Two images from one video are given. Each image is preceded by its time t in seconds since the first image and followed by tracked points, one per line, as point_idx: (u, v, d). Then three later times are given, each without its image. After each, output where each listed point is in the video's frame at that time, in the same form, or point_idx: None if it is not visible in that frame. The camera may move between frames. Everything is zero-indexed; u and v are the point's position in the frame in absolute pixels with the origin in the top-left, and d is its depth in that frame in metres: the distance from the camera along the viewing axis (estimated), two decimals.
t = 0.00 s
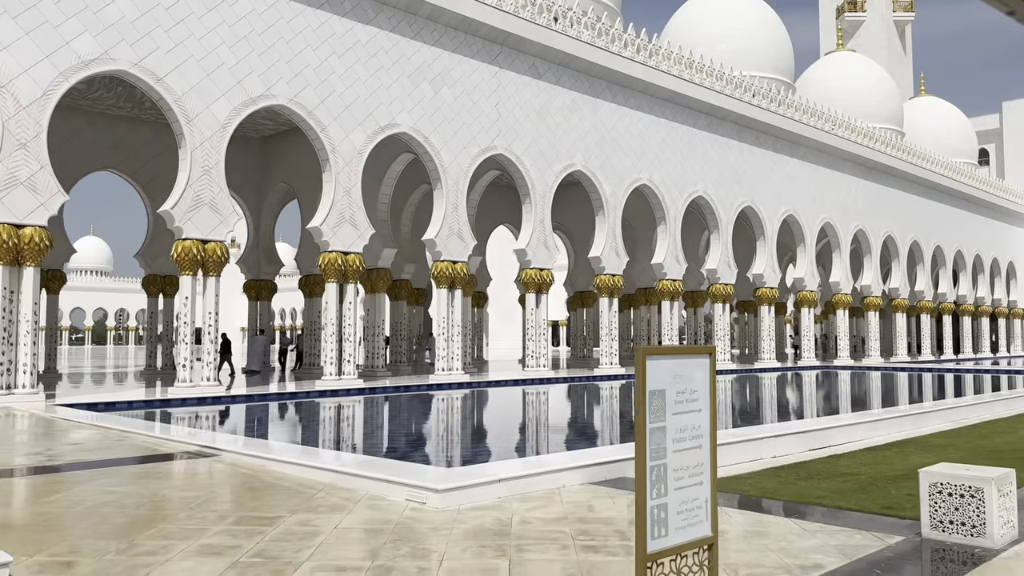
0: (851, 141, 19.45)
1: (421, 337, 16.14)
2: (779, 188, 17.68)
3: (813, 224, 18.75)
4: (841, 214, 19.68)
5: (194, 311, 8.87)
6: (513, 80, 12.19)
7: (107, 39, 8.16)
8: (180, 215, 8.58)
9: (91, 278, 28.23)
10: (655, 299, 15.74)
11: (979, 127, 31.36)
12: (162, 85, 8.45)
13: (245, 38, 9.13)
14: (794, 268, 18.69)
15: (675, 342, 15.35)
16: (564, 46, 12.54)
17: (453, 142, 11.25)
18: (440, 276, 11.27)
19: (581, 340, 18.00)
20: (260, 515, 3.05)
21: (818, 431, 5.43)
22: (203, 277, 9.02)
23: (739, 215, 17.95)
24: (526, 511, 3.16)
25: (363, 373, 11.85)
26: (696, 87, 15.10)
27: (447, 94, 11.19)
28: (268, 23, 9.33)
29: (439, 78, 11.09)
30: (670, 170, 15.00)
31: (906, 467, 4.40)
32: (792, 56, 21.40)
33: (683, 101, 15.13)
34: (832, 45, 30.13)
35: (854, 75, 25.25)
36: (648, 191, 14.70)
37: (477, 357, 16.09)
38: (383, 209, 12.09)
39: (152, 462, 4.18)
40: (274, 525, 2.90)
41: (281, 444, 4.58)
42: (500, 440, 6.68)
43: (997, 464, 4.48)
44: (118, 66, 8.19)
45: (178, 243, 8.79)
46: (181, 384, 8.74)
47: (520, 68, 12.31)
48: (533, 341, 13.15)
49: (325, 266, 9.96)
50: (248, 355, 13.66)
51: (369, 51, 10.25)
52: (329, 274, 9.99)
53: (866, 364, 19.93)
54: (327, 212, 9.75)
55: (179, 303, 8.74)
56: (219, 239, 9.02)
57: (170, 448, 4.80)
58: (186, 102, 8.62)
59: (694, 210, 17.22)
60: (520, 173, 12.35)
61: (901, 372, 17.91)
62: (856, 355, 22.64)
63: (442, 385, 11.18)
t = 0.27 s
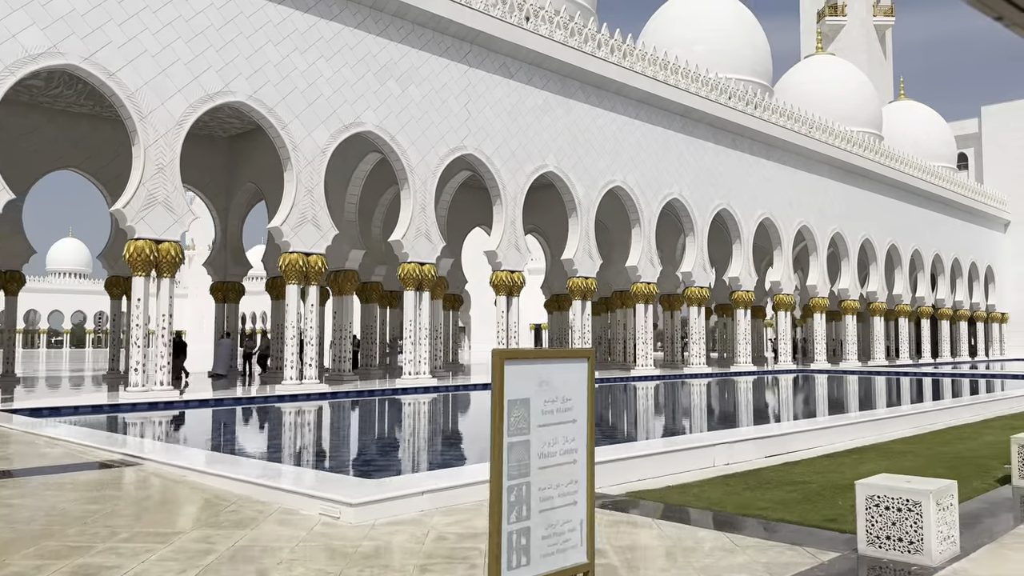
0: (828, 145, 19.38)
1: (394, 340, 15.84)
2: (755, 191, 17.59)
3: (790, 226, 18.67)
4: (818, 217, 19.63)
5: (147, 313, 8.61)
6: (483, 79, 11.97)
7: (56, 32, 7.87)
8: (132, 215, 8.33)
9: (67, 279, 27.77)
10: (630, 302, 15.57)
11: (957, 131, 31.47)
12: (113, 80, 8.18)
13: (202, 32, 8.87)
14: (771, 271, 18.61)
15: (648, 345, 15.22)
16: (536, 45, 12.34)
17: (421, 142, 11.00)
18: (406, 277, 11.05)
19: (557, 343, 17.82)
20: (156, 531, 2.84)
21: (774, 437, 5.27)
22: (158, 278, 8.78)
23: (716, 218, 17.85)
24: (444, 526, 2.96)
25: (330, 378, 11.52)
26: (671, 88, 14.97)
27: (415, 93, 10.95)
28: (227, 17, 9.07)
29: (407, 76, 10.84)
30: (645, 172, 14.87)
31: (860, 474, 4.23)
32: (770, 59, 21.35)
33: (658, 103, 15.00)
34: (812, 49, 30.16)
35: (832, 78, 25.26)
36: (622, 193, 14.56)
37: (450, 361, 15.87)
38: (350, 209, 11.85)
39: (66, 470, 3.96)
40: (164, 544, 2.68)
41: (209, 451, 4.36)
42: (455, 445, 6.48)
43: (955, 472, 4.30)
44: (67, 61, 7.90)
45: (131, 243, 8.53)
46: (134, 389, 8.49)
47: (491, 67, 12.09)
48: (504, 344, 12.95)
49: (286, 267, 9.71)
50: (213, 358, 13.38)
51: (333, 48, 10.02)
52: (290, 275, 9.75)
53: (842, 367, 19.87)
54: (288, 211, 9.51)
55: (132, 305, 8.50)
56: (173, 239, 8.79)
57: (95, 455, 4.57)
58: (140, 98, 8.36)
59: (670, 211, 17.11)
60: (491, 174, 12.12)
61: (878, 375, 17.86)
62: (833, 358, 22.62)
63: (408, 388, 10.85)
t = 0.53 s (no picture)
0: (807, 148, 19.30)
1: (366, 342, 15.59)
2: (733, 193, 17.49)
3: (769, 229, 18.57)
4: (797, 220, 19.55)
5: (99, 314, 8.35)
6: (455, 78, 11.75)
7: (4, 24, 7.62)
8: (85, 213, 8.09)
9: (46, 280, 27.37)
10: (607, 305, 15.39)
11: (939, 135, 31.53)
12: (65, 74, 7.93)
13: (160, 26, 8.63)
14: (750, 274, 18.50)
15: (624, 349, 15.05)
16: (509, 43, 12.14)
17: (389, 141, 10.76)
18: (374, 279, 10.83)
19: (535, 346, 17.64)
20: (41, 549, 2.63)
21: (730, 443, 5.12)
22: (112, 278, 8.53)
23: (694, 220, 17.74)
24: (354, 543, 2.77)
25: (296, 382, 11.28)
26: (648, 89, 14.84)
27: (383, 90, 10.73)
28: (187, 11, 8.84)
29: (375, 74, 10.63)
30: (622, 174, 14.73)
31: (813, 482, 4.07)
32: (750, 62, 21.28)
33: (635, 104, 14.86)
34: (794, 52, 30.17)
35: (814, 81, 25.24)
36: (597, 194, 14.40)
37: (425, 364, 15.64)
38: (319, 209, 11.62)
39: None
40: (44, 563, 2.48)
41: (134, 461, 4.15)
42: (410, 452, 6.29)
43: (914, 481, 4.13)
44: (15, 54, 7.65)
45: (83, 241, 8.27)
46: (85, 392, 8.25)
47: (463, 65, 11.88)
48: (476, 347, 12.75)
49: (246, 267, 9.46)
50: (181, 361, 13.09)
51: (298, 44, 9.81)
52: (251, 276, 9.51)
53: (821, 371, 19.78)
54: (250, 211, 9.28)
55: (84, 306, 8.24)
56: (128, 239, 8.54)
57: (17, 463, 4.36)
58: (93, 93, 8.12)
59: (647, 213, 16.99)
60: (463, 174, 11.90)
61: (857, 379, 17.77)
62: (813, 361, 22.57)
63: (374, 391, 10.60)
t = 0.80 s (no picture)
0: (789, 150, 19.20)
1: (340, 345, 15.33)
2: (714, 195, 17.38)
3: (749, 232, 18.46)
4: (779, 222, 19.46)
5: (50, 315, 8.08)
6: (428, 75, 11.55)
7: None
8: (36, 210, 7.86)
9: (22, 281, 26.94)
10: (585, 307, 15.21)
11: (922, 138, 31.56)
12: (17, 66, 7.68)
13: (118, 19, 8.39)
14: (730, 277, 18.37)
15: (602, 351, 14.88)
16: (484, 41, 11.95)
17: (359, 138, 10.56)
18: (342, 279, 10.61)
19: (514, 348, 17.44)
20: None
21: (685, 449, 4.95)
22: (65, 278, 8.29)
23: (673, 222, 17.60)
24: (253, 561, 2.58)
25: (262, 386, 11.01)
26: (627, 89, 14.69)
27: (352, 87, 10.52)
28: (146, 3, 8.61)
29: (344, 70, 10.43)
30: (599, 174, 14.57)
31: (765, 490, 3.90)
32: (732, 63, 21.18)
33: (613, 104, 14.71)
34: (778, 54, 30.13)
35: (797, 83, 25.17)
36: (574, 195, 14.25)
37: (401, 367, 15.40)
38: (287, 208, 11.39)
39: None
40: None
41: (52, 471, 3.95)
42: (363, 456, 6.09)
43: (871, 490, 3.95)
44: None
45: (35, 239, 8.03)
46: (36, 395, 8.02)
47: (436, 63, 11.68)
48: (448, 349, 12.50)
49: (207, 267, 9.23)
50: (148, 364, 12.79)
51: (262, 38, 9.60)
52: (212, 276, 9.28)
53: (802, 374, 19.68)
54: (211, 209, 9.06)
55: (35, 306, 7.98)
56: (82, 237, 8.29)
57: None
58: (47, 87, 7.87)
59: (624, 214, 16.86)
60: (435, 173, 11.70)
61: (838, 382, 17.67)
62: (795, 364, 22.48)
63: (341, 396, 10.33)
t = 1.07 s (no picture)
0: (773, 151, 19.08)
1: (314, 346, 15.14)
2: (696, 196, 17.24)
3: (731, 233, 18.32)
4: (762, 224, 19.34)
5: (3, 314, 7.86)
6: (401, 71, 11.35)
7: None
8: None
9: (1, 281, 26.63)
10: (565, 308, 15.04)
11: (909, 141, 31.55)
12: None
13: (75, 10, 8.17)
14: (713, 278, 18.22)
15: (581, 353, 14.69)
16: (459, 37, 11.76)
17: (329, 135, 10.35)
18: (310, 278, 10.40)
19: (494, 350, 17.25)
20: None
21: (640, 455, 4.80)
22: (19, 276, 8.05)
23: (655, 223, 17.45)
24: None
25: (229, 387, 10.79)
26: (607, 89, 14.54)
27: (322, 82, 10.32)
28: None
29: (313, 65, 10.22)
30: (579, 174, 14.41)
31: (712, 500, 3.74)
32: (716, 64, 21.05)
33: (593, 104, 14.55)
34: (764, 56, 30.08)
35: (782, 85, 25.10)
36: (552, 194, 14.07)
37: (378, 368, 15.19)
38: (258, 206, 11.17)
39: None
40: None
41: None
42: (317, 459, 5.90)
43: (825, 499, 3.79)
44: None
45: None
46: None
47: (410, 59, 11.49)
48: (423, 351, 12.28)
49: (169, 266, 9.03)
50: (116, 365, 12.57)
51: (228, 32, 9.39)
52: (174, 275, 9.07)
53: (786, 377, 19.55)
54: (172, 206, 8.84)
55: None
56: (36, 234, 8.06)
57: None
58: None
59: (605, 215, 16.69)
60: (409, 172, 11.49)
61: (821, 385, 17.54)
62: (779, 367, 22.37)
63: (308, 397, 10.14)
